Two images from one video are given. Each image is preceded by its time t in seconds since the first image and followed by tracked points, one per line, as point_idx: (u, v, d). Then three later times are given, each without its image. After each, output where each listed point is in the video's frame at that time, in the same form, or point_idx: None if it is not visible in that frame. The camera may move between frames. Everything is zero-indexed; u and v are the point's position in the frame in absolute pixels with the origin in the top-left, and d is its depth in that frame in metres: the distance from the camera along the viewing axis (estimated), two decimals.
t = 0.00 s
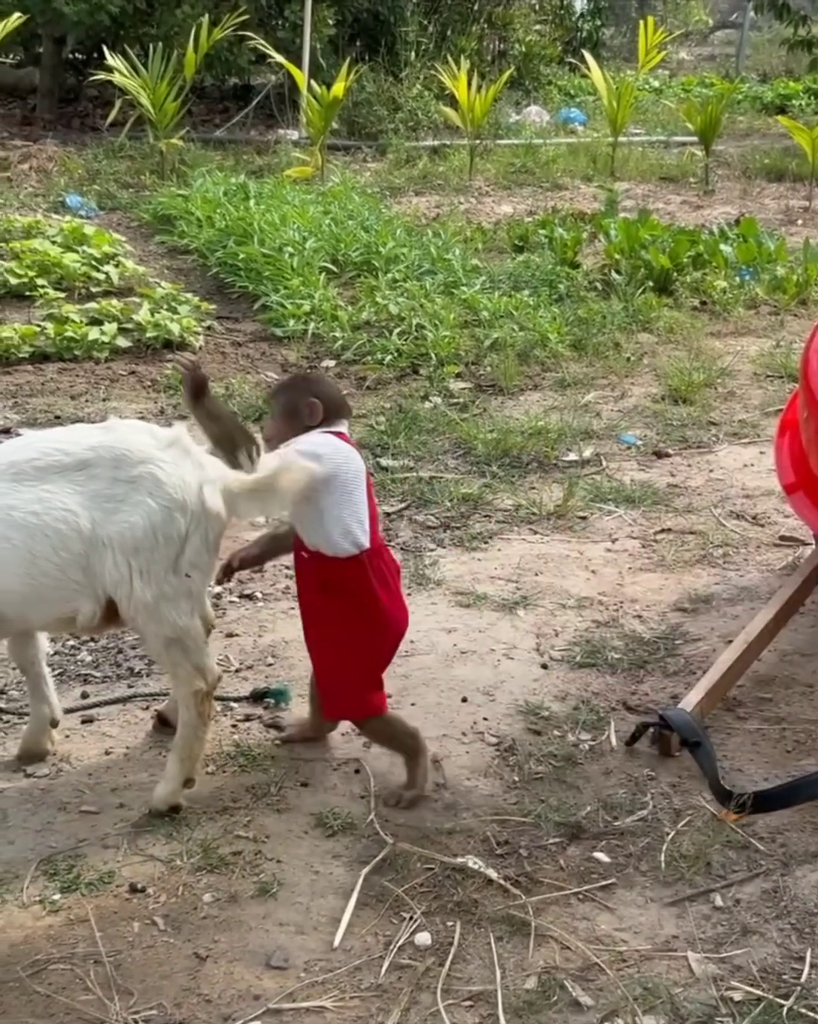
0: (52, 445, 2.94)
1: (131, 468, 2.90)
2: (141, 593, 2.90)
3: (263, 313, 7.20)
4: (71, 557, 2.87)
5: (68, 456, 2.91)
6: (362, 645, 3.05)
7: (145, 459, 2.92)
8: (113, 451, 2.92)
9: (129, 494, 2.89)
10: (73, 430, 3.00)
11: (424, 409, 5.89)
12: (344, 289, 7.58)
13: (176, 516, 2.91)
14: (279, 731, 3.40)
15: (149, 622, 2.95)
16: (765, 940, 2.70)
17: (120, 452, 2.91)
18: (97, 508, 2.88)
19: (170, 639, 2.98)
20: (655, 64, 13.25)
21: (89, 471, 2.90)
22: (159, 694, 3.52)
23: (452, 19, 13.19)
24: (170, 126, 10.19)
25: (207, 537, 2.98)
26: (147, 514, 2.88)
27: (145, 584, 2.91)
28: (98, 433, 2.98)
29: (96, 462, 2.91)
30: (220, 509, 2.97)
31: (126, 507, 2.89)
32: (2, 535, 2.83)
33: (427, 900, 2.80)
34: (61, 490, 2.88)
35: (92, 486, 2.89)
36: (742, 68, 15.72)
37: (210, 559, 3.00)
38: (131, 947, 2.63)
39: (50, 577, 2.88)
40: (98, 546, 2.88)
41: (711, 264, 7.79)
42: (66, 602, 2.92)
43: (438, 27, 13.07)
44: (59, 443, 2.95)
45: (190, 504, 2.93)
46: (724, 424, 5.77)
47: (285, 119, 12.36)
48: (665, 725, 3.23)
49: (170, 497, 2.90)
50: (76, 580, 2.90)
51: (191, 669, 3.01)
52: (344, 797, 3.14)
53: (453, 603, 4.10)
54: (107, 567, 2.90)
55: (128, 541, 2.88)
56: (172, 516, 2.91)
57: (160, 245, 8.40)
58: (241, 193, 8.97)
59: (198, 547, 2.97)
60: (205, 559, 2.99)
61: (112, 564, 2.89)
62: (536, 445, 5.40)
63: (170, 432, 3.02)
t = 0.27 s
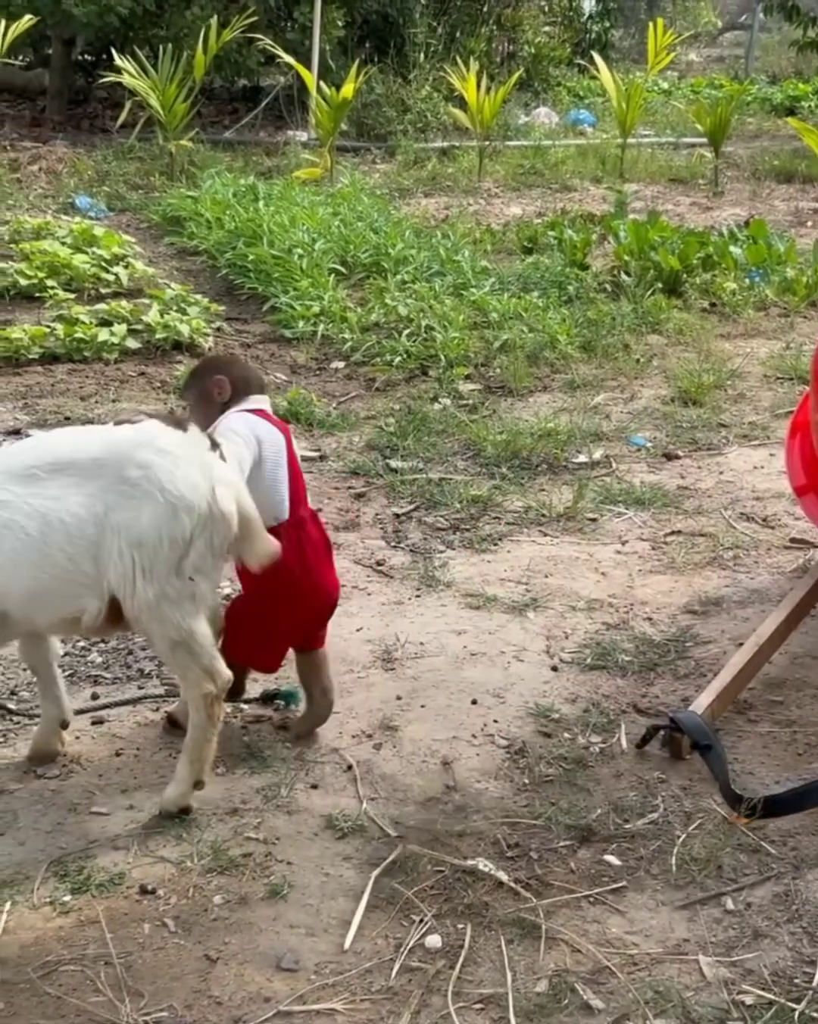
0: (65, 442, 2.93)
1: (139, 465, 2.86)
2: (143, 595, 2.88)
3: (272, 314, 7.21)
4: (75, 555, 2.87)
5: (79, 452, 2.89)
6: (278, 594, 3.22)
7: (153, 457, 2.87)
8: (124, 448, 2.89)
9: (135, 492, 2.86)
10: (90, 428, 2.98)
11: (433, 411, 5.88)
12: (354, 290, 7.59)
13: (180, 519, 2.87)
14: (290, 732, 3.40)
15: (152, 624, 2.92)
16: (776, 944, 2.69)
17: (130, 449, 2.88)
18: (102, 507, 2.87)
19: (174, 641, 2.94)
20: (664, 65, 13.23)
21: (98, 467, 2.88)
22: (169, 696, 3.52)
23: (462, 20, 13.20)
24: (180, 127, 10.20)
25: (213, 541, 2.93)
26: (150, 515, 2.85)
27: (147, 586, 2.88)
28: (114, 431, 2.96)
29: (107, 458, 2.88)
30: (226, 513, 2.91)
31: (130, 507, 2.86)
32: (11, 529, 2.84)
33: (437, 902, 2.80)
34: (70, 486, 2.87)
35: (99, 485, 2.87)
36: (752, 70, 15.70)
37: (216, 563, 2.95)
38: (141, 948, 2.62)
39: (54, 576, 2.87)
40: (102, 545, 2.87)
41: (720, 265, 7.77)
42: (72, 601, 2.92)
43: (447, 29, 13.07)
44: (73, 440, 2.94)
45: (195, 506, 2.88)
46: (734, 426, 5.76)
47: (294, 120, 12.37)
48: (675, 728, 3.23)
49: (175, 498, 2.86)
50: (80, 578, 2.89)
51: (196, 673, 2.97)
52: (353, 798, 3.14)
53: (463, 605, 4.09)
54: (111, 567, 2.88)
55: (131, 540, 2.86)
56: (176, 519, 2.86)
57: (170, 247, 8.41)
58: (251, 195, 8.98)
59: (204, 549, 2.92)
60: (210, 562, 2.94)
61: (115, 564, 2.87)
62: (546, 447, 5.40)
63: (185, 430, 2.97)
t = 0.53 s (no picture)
0: (86, 444, 2.98)
1: (157, 459, 2.91)
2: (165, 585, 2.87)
3: (284, 316, 7.22)
4: (97, 548, 2.88)
5: (97, 453, 2.94)
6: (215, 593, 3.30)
7: (170, 452, 2.92)
8: (141, 446, 2.93)
9: (155, 485, 2.89)
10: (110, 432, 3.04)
11: (445, 413, 5.89)
12: (365, 292, 7.60)
13: (201, 509, 2.89)
14: (302, 735, 3.40)
15: (174, 617, 2.91)
16: (791, 948, 2.69)
17: (148, 446, 2.93)
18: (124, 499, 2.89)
19: (196, 635, 2.92)
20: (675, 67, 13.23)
21: (116, 465, 2.92)
22: (181, 698, 3.52)
23: (472, 22, 13.22)
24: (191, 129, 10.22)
25: (232, 534, 2.95)
26: (172, 504, 2.87)
27: (170, 576, 2.88)
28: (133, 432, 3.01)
29: (125, 456, 2.93)
30: (245, 505, 2.94)
31: (152, 498, 2.88)
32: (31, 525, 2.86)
33: (450, 906, 2.79)
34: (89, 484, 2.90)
35: (121, 479, 2.91)
36: (763, 72, 15.69)
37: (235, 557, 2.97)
38: (155, 951, 2.62)
39: (77, 569, 2.87)
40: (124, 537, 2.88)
41: (732, 267, 7.76)
42: (94, 597, 2.91)
43: (458, 31, 13.09)
44: (93, 442, 2.99)
45: (215, 496, 2.90)
46: (746, 429, 5.74)
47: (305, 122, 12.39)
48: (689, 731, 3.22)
49: (194, 488, 2.88)
50: (102, 572, 2.89)
51: (217, 667, 2.95)
52: (366, 801, 3.13)
53: (475, 607, 4.09)
54: (134, 559, 2.88)
55: (153, 530, 2.87)
56: (197, 509, 2.88)
57: (181, 248, 8.42)
58: (262, 197, 8.99)
59: (224, 541, 2.94)
60: (230, 556, 2.96)
61: (137, 555, 2.88)
62: (558, 449, 5.39)
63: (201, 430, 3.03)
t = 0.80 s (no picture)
0: (75, 452, 3.00)
1: (148, 469, 2.93)
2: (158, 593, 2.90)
3: (296, 319, 7.23)
4: (88, 557, 2.89)
5: (86, 460, 2.96)
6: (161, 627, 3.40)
7: (161, 460, 2.95)
8: (131, 453, 2.96)
9: (147, 493, 2.92)
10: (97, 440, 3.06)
11: (457, 416, 5.88)
12: (377, 295, 7.60)
13: (193, 518, 2.92)
14: (316, 738, 3.40)
15: (168, 625, 2.93)
16: (807, 955, 2.68)
17: (138, 454, 2.95)
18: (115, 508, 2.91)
19: (191, 643, 2.95)
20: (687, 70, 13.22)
21: (105, 472, 2.94)
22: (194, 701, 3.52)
23: (484, 25, 13.24)
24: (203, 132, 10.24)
25: (225, 541, 2.98)
26: (164, 514, 2.90)
27: (163, 585, 2.91)
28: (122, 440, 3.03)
29: (114, 463, 2.95)
30: (238, 513, 2.98)
31: (144, 508, 2.91)
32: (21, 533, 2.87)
33: (465, 910, 2.79)
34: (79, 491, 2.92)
35: (111, 488, 2.93)
36: (775, 75, 15.67)
37: (228, 564, 3.01)
38: (169, 954, 2.62)
39: (68, 578, 2.89)
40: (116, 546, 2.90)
41: (745, 270, 7.75)
42: (86, 605, 2.93)
43: (470, 34, 13.10)
44: (81, 450, 3.01)
45: (207, 504, 2.94)
46: (760, 433, 5.73)
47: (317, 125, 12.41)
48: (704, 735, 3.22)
49: (186, 496, 2.92)
50: (94, 580, 2.91)
51: (213, 674, 2.98)
52: (380, 805, 3.13)
53: (489, 611, 4.08)
54: (126, 568, 2.90)
55: (145, 539, 2.89)
56: (189, 517, 2.92)
57: (193, 251, 8.43)
58: (274, 199, 9.00)
59: (218, 547, 2.98)
60: (223, 563, 2.99)
61: (129, 564, 2.90)
62: (571, 452, 5.39)
63: (189, 436, 3.06)
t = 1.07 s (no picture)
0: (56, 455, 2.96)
1: (131, 478, 2.90)
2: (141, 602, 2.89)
3: (310, 322, 7.23)
4: (69, 562, 2.86)
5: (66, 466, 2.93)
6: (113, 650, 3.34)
7: (144, 469, 2.92)
8: (113, 461, 2.93)
9: (129, 504, 2.89)
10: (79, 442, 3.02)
11: (471, 419, 5.88)
12: (390, 298, 7.60)
13: (176, 529, 2.91)
14: (330, 742, 3.39)
15: (151, 634, 2.93)
16: None
17: (120, 463, 2.92)
18: (97, 515, 2.88)
19: (175, 652, 2.94)
20: (701, 73, 13.21)
21: (87, 479, 2.91)
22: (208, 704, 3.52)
23: (498, 29, 13.24)
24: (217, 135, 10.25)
25: (209, 551, 2.97)
26: (147, 524, 2.88)
27: (146, 595, 2.90)
28: (105, 445, 3.00)
29: (96, 471, 2.92)
30: (222, 524, 2.96)
31: (126, 517, 2.89)
32: None
33: (481, 915, 2.78)
34: (59, 497, 2.88)
35: (93, 494, 2.90)
36: (789, 78, 15.64)
37: (213, 574, 2.99)
38: (185, 958, 2.62)
39: (47, 582, 2.86)
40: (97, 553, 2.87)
41: (760, 274, 7.74)
42: (65, 608, 2.91)
43: (484, 37, 13.11)
44: (63, 453, 2.97)
45: (190, 516, 2.92)
46: (775, 436, 5.72)
47: (331, 128, 12.42)
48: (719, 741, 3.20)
49: (169, 507, 2.90)
50: (75, 586, 2.88)
51: (198, 684, 2.97)
52: (395, 809, 3.12)
53: (504, 614, 4.08)
54: (107, 575, 2.88)
55: (127, 549, 2.87)
56: (172, 529, 2.90)
57: (207, 254, 8.44)
58: (288, 203, 9.01)
59: (201, 558, 2.96)
60: (208, 573, 2.98)
61: (111, 573, 2.88)
62: (585, 456, 5.38)
63: (173, 444, 3.03)
